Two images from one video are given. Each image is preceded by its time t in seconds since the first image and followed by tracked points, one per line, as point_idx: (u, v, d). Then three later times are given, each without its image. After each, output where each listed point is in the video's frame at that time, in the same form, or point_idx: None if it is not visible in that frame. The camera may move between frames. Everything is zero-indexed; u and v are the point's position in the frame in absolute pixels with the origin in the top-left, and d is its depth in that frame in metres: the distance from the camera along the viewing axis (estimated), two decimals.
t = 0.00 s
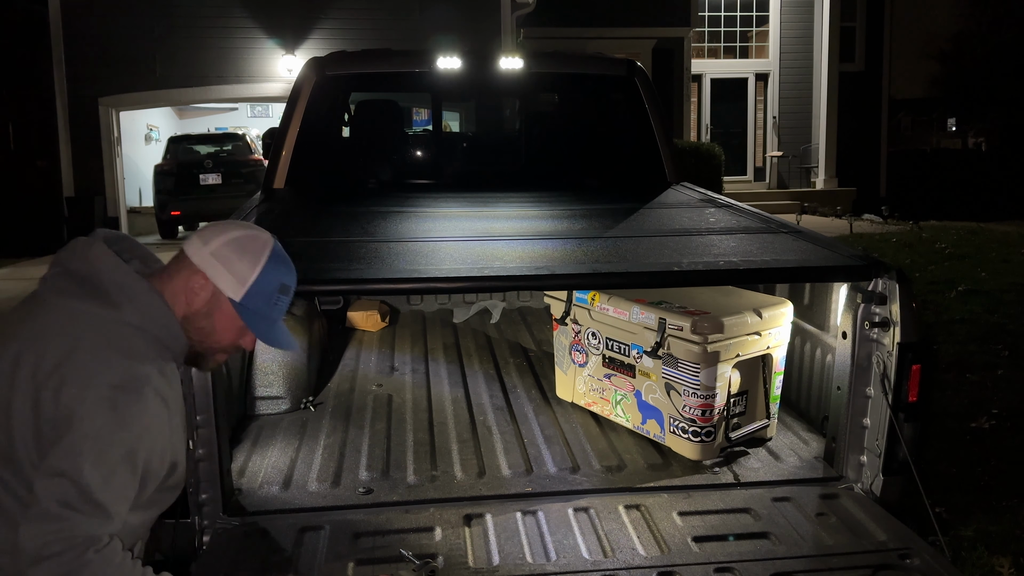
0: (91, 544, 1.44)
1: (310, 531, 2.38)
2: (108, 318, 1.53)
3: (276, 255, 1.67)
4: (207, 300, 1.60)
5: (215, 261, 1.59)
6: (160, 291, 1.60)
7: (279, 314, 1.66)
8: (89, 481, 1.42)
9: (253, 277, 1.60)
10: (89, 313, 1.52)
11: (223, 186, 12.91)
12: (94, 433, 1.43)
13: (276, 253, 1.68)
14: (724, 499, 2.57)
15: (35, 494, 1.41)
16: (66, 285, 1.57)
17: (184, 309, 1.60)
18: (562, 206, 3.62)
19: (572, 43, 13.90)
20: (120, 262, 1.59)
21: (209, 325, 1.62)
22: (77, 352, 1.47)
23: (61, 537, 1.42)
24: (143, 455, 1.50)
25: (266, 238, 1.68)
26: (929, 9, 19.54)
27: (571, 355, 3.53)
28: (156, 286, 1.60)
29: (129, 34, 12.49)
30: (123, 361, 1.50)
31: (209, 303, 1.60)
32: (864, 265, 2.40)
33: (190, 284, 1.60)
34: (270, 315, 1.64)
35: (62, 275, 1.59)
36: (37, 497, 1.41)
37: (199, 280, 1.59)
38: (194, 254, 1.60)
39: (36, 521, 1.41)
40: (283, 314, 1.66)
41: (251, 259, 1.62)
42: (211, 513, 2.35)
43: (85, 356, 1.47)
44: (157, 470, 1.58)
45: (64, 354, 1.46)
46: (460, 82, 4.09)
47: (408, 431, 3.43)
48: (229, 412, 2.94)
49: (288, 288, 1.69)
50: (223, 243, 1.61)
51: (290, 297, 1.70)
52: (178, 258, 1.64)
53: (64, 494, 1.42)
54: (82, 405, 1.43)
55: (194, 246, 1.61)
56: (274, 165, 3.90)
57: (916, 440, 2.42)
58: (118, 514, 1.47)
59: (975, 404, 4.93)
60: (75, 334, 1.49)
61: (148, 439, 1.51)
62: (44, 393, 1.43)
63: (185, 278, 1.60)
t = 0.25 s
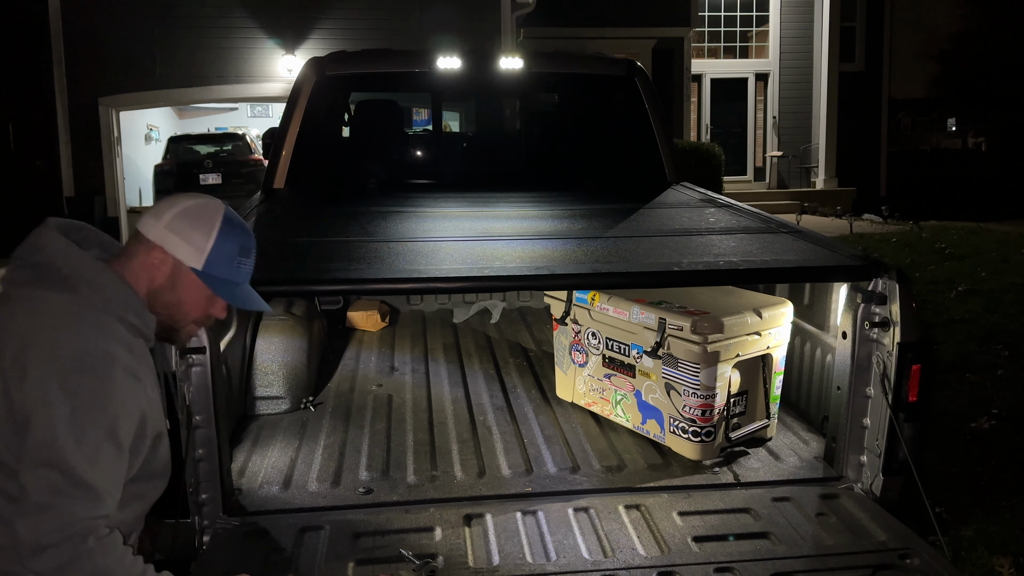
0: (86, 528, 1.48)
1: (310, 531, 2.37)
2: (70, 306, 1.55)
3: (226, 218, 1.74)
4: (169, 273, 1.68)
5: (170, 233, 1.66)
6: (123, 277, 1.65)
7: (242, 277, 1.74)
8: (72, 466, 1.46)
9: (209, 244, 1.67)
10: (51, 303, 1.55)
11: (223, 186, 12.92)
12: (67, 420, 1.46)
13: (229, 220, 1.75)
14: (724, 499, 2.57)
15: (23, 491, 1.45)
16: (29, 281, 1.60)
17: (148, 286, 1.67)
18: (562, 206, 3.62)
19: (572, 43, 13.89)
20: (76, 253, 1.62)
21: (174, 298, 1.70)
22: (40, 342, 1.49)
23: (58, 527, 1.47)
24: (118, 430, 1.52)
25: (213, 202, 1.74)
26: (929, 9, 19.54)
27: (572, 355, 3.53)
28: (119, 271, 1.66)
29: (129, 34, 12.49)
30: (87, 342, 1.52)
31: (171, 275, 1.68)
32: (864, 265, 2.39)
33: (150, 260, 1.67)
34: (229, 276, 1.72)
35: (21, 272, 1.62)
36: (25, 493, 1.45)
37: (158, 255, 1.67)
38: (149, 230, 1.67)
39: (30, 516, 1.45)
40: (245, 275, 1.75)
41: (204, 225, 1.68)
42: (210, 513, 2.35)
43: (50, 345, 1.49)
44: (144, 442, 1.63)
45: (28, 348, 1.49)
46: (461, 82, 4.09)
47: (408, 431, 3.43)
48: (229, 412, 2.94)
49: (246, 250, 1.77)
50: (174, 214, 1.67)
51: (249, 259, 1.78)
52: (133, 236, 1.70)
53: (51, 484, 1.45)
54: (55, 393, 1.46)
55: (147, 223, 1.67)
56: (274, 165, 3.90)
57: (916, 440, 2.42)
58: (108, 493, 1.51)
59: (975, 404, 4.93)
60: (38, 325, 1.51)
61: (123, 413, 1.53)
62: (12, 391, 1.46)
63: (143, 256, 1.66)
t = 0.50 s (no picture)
0: (80, 518, 1.51)
1: (310, 531, 2.37)
2: (42, 301, 1.57)
3: (202, 212, 1.77)
4: (151, 269, 1.71)
5: (150, 231, 1.68)
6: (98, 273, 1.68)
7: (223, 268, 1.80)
8: (58, 455, 1.48)
9: (191, 242, 1.70)
10: (25, 298, 1.56)
11: (223, 186, 12.92)
12: (47, 411, 1.48)
13: (206, 213, 1.78)
14: (724, 499, 2.57)
15: (12, 486, 1.46)
16: None
17: (128, 282, 1.70)
18: (562, 206, 3.62)
19: (572, 43, 13.89)
20: (48, 249, 1.63)
21: (156, 292, 1.73)
22: (14, 335, 1.51)
23: (53, 518, 1.49)
24: (100, 418, 1.54)
25: (189, 196, 1.76)
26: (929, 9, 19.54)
27: (572, 355, 3.53)
28: (94, 268, 1.68)
29: (130, 35, 12.50)
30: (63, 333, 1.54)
31: (153, 272, 1.71)
32: (863, 265, 2.39)
33: (131, 258, 1.69)
34: (208, 270, 1.77)
35: None
36: (14, 489, 1.46)
37: (139, 252, 1.69)
38: (128, 228, 1.68)
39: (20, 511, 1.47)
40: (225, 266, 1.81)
41: (185, 223, 1.71)
42: (211, 513, 2.36)
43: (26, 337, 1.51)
44: (124, 431, 1.66)
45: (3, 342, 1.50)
46: (461, 82, 4.09)
47: (408, 431, 3.43)
48: (229, 412, 2.94)
49: (224, 242, 1.82)
50: (153, 211, 1.69)
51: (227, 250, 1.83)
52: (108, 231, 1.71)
53: (38, 475, 1.47)
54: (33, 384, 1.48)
55: (125, 221, 1.68)
56: (274, 165, 3.90)
57: (917, 440, 2.42)
58: (98, 480, 1.54)
59: (975, 404, 4.93)
60: (11, 319, 1.53)
61: (104, 401, 1.56)
62: None
63: (124, 253, 1.69)
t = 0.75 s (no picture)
0: (84, 522, 1.53)
1: (310, 530, 2.37)
2: (33, 307, 1.57)
3: (213, 236, 1.79)
4: (158, 293, 1.75)
5: (165, 262, 1.71)
6: (92, 280, 1.68)
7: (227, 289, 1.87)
8: (55, 462, 1.48)
9: (205, 272, 1.75)
10: (16, 305, 1.56)
11: (223, 186, 12.92)
12: (40, 418, 1.48)
13: (216, 235, 1.81)
14: (725, 499, 2.57)
15: (9, 494, 1.47)
16: None
17: (134, 301, 1.73)
18: (562, 206, 3.62)
19: (572, 43, 13.88)
20: (40, 256, 1.64)
21: (160, 311, 1.79)
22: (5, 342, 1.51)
23: (55, 524, 1.50)
24: (96, 422, 1.55)
25: (201, 220, 1.77)
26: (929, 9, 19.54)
27: (572, 356, 3.53)
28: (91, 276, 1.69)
29: (129, 34, 12.49)
30: (55, 340, 1.54)
31: (162, 295, 1.76)
32: (863, 265, 2.39)
33: (142, 283, 1.72)
34: (211, 291, 1.82)
35: None
36: (13, 496, 1.47)
37: (150, 280, 1.72)
38: (142, 255, 1.69)
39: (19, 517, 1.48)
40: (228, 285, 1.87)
41: (202, 253, 1.75)
42: (211, 513, 2.35)
43: (19, 345, 1.51)
44: (120, 431, 1.66)
45: None
46: (460, 82, 4.10)
47: (408, 431, 3.43)
48: (229, 412, 2.94)
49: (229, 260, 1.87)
50: (168, 244, 1.70)
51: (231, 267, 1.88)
52: (117, 250, 1.71)
53: (35, 482, 1.48)
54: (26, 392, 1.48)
55: (138, 248, 1.69)
56: (274, 165, 3.91)
57: (916, 440, 2.43)
58: (96, 485, 1.55)
59: (975, 404, 4.93)
60: (3, 327, 1.52)
61: (99, 407, 1.56)
62: None
63: (136, 278, 1.71)
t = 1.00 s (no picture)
0: (85, 530, 1.51)
1: (310, 531, 2.37)
2: (50, 312, 1.58)
3: (234, 256, 1.80)
4: (176, 308, 1.76)
5: (186, 282, 1.71)
6: (110, 289, 1.69)
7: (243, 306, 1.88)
8: (61, 467, 1.48)
9: (224, 293, 1.75)
10: (32, 310, 1.57)
11: (223, 186, 12.92)
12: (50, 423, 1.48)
13: (236, 254, 1.81)
14: (724, 499, 2.57)
15: (11, 496, 1.46)
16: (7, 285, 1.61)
17: (151, 315, 1.74)
18: (562, 206, 3.62)
19: (572, 43, 13.89)
20: (61, 262, 1.64)
21: (175, 324, 1.80)
22: (20, 345, 1.51)
23: (52, 529, 1.48)
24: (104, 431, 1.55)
25: (224, 242, 1.77)
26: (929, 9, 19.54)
27: (572, 356, 3.53)
28: (109, 285, 1.69)
29: (130, 34, 12.49)
30: (71, 346, 1.55)
31: (179, 310, 1.76)
32: (864, 265, 2.39)
33: (161, 299, 1.73)
34: (227, 308, 1.83)
35: None
36: (16, 499, 1.46)
37: (170, 299, 1.73)
38: (163, 275, 1.70)
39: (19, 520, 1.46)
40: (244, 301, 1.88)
41: (223, 273, 1.75)
42: (211, 513, 2.35)
43: (34, 349, 1.52)
44: (126, 444, 1.65)
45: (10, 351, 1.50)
46: (460, 81, 4.10)
47: (408, 431, 3.43)
48: (229, 412, 2.94)
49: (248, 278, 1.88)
50: (192, 266, 1.71)
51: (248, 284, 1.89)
52: (139, 267, 1.72)
53: (38, 486, 1.47)
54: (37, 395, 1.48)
55: (161, 268, 1.70)
56: (274, 165, 3.91)
57: (916, 440, 2.43)
58: (98, 494, 1.54)
59: (975, 404, 4.93)
60: (19, 330, 1.53)
61: (108, 415, 1.56)
62: None
63: (154, 294, 1.72)
